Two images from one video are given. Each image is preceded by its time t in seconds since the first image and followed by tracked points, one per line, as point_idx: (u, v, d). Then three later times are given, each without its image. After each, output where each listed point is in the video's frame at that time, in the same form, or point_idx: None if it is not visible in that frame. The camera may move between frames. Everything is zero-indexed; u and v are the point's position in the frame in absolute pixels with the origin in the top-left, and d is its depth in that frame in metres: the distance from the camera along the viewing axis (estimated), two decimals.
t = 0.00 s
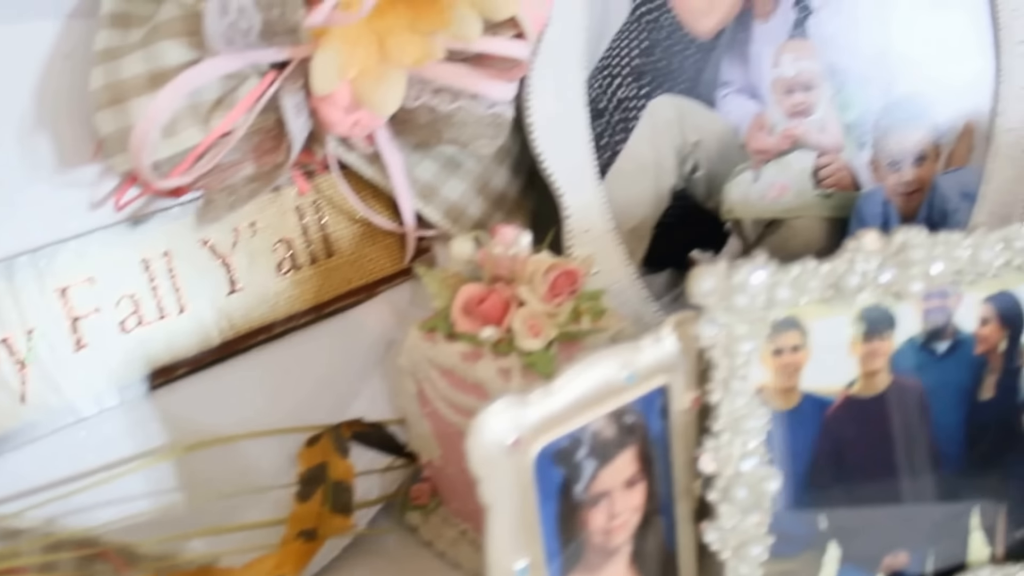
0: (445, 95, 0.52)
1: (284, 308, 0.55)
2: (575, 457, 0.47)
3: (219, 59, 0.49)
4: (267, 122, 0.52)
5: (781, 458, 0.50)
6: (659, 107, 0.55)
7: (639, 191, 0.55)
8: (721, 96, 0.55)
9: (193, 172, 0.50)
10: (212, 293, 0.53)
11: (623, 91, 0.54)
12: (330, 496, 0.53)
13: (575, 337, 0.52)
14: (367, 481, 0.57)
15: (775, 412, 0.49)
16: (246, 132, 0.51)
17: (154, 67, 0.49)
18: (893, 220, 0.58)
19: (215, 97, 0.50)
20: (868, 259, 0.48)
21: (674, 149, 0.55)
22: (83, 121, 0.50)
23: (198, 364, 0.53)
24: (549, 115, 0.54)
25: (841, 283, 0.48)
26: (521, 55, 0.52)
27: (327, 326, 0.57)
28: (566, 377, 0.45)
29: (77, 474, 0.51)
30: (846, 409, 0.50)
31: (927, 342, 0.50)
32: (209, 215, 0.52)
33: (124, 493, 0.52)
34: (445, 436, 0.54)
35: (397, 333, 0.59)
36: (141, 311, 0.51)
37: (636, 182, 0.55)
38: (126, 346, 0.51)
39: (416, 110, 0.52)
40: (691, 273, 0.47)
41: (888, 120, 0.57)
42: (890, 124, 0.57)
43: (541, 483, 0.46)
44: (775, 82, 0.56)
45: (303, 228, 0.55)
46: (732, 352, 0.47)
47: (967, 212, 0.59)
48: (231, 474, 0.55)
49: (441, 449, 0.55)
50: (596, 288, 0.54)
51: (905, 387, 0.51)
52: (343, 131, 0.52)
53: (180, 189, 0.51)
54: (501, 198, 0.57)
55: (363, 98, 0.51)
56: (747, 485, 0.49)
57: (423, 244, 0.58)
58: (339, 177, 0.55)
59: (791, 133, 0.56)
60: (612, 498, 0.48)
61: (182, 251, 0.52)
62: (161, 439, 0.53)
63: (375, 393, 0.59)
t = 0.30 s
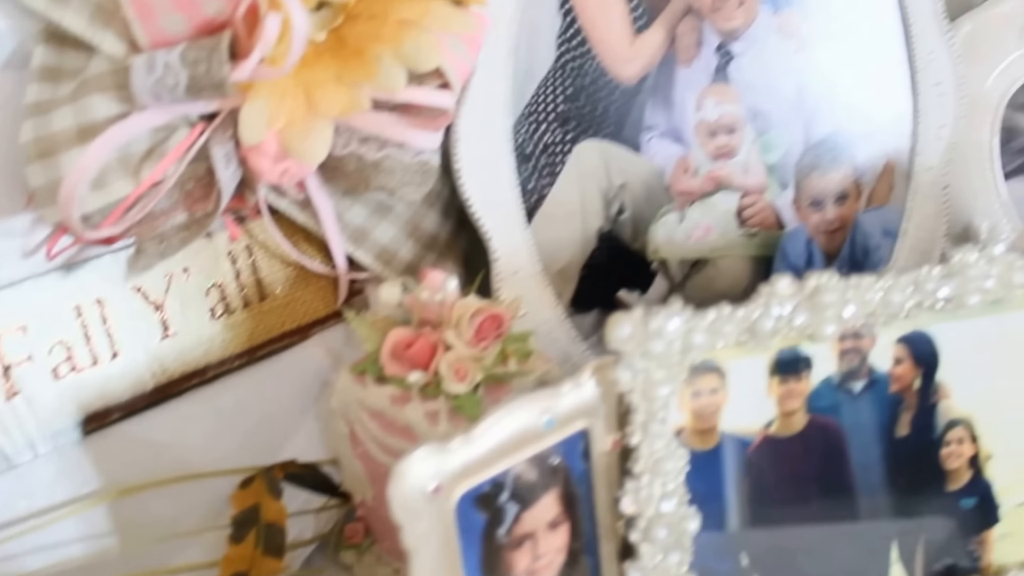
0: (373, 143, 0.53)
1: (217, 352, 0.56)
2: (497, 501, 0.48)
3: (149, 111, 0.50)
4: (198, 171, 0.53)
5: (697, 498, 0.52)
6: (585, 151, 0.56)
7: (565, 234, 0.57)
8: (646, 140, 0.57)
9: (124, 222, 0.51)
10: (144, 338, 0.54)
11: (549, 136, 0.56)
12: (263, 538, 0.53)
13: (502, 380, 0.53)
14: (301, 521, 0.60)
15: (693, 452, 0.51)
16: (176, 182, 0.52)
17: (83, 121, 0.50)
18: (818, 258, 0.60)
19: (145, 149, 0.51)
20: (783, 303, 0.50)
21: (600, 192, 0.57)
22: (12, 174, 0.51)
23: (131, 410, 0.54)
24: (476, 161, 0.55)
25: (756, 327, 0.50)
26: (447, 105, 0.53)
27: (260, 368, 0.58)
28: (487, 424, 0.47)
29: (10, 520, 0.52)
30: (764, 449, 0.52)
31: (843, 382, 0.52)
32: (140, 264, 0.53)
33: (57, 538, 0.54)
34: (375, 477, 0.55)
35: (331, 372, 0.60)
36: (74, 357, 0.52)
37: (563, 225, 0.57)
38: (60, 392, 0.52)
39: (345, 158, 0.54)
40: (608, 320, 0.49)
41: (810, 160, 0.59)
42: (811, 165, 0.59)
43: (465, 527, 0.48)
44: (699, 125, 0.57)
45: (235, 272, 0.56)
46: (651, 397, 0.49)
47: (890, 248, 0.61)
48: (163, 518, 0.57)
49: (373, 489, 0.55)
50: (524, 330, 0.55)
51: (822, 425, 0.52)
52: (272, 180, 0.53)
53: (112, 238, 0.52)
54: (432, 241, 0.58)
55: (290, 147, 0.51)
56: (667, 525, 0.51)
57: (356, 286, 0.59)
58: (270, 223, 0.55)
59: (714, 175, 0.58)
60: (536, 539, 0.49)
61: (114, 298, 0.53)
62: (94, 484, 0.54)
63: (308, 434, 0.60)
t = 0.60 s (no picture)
0: (307, 191, 0.54)
1: (155, 397, 0.57)
2: (428, 540, 0.49)
3: (84, 164, 0.51)
4: (134, 219, 0.54)
5: (629, 535, 0.53)
6: (516, 195, 0.58)
7: (498, 277, 0.58)
8: (576, 184, 0.58)
9: (60, 271, 0.52)
10: (82, 385, 0.55)
11: (480, 182, 0.57)
12: None
13: (436, 421, 0.55)
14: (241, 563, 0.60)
15: (623, 489, 0.52)
16: (113, 230, 0.53)
17: (18, 173, 0.51)
18: (746, 296, 0.61)
19: (80, 199, 0.52)
20: (705, 343, 0.51)
21: (531, 235, 0.58)
22: None
23: (68, 455, 0.55)
24: (409, 206, 0.56)
25: (680, 367, 0.51)
26: (379, 153, 0.55)
27: (200, 410, 0.59)
28: (414, 467, 0.47)
29: None
30: (691, 485, 0.53)
31: (767, 418, 0.53)
32: (75, 313, 0.54)
33: None
34: (313, 518, 0.56)
35: (269, 415, 0.62)
36: (12, 405, 0.53)
37: (495, 268, 0.58)
38: None
39: (279, 205, 0.55)
40: (535, 363, 0.50)
41: (738, 201, 0.61)
42: (739, 206, 0.61)
43: (396, 565, 0.48)
44: (627, 168, 0.59)
45: (173, 318, 0.57)
46: (578, 436, 0.50)
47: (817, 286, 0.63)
48: (102, 562, 0.57)
49: (311, 530, 0.56)
50: (457, 372, 0.57)
51: (747, 460, 0.54)
52: (208, 227, 0.54)
53: (48, 286, 0.52)
54: (367, 284, 0.60)
55: (224, 197, 0.53)
56: (597, 561, 0.52)
57: (292, 329, 0.60)
58: (206, 268, 0.57)
59: (643, 218, 0.59)
60: None
61: (52, 345, 0.54)
62: (31, 530, 0.55)
63: (248, 475, 0.61)
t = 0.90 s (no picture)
0: (246, 235, 0.55)
1: (99, 439, 0.58)
2: None
3: (25, 212, 0.51)
4: (76, 265, 0.54)
5: (561, 564, 0.54)
6: (454, 236, 0.59)
7: (437, 316, 0.60)
8: (512, 224, 0.60)
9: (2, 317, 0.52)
10: (25, 429, 0.55)
11: (418, 223, 0.59)
12: None
13: (376, 459, 0.56)
14: None
15: (557, 523, 0.53)
16: (54, 276, 0.53)
17: None
18: (681, 331, 0.63)
19: (22, 246, 0.52)
20: (635, 380, 0.52)
21: (469, 275, 0.60)
22: None
23: (13, 498, 0.56)
24: (348, 247, 0.58)
25: (611, 403, 0.52)
26: (317, 197, 0.56)
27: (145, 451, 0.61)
28: (352, 506, 0.48)
29: None
30: (625, 517, 0.54)
31: (698, 451, 0.55)
32: (18, 357, 0.54)
33: None
34: (256, 555, 0.57)
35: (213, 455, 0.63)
36: None
37: (435, 307, 0.60)
38: None
39: (220, 249, 0.55)
40: (469, 402, 0.51)
41: (672, 238, 0.62)
42: (672, 242, 0.63)
43: None
44: (563, 208, 0.61)
45: (116, 361, 0.58)
46: (512, 472, 0.51)
47: (751, 318, 0.65)
48: None
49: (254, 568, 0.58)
50: (397, 410, 0.58)
51: (680, 493, 0.55)
52: (149, 272, 0.55)
53: None
54: (309, 324, 0.62)
55: (165, 243, 0.53)
56: None
57: (235, 370, 0.62)
58: (149, 311, 0.58)
59: (580, 256, 0.61)
60: None
61: None
62: None
63: (192, 515, 0.63)
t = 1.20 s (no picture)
0: (188, 273, 0.56)
1: (45, 476, 0.58)
2: None
3: None
4: (19, 304, 0.54)
5: None
6: (395, 270, 0.61)
7: (379, 349, 0.61)
8: (452, 257, 0.61)
9: None
10: None
11: (360, 258, 0.60)
12: None
13: (318, 492, 0.57)
14: None
15: (495, 553, 0.54)
16: None
17: None
18: (621, 359, 0.65)
19: None
20: (570, 411, 0.53)
21: (410, 308, 0.61)
22: None
23: None
24: (290, 283, 0.58)
25: (545, 435, 0.53)
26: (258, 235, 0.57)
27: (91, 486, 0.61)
28: (286, 541, 0.49)
29: None
30: (563, 546, 0.55)
31: (634, 479, 0.56)
32: None
33: None
34: None
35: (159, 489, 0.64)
36: None
37: (377, 341, 0.61)
38: None
39: (162, 287, 0.56)
40: (407, 436, 0.52)
41: (609, 268, 0.64)
42: (610, 273, 0.64)
43: None
44: (502, 241, 0.62)
45: (61, 399, 0.58)
46: (449, 505, 0.52)
47: (690, 345, 0.67)
48: None
49: None
50: (340, 443, 0.60)
51: (616, 520, 0.56)
52: (92, 310, 0.55)
53: None
54: (254, 357, 0.63)
55: (107, 282, 0.53)
56: None
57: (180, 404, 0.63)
58: (93, 349, 0.58)
59: (520, 287, 0.63)
60: None
61: None
62: None
63: (138, 549, 0.63)
